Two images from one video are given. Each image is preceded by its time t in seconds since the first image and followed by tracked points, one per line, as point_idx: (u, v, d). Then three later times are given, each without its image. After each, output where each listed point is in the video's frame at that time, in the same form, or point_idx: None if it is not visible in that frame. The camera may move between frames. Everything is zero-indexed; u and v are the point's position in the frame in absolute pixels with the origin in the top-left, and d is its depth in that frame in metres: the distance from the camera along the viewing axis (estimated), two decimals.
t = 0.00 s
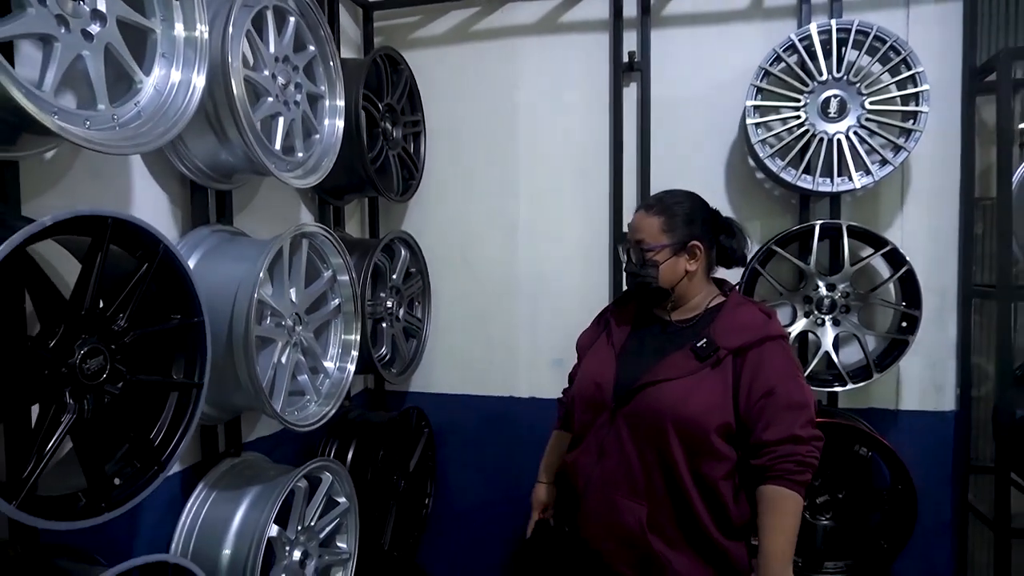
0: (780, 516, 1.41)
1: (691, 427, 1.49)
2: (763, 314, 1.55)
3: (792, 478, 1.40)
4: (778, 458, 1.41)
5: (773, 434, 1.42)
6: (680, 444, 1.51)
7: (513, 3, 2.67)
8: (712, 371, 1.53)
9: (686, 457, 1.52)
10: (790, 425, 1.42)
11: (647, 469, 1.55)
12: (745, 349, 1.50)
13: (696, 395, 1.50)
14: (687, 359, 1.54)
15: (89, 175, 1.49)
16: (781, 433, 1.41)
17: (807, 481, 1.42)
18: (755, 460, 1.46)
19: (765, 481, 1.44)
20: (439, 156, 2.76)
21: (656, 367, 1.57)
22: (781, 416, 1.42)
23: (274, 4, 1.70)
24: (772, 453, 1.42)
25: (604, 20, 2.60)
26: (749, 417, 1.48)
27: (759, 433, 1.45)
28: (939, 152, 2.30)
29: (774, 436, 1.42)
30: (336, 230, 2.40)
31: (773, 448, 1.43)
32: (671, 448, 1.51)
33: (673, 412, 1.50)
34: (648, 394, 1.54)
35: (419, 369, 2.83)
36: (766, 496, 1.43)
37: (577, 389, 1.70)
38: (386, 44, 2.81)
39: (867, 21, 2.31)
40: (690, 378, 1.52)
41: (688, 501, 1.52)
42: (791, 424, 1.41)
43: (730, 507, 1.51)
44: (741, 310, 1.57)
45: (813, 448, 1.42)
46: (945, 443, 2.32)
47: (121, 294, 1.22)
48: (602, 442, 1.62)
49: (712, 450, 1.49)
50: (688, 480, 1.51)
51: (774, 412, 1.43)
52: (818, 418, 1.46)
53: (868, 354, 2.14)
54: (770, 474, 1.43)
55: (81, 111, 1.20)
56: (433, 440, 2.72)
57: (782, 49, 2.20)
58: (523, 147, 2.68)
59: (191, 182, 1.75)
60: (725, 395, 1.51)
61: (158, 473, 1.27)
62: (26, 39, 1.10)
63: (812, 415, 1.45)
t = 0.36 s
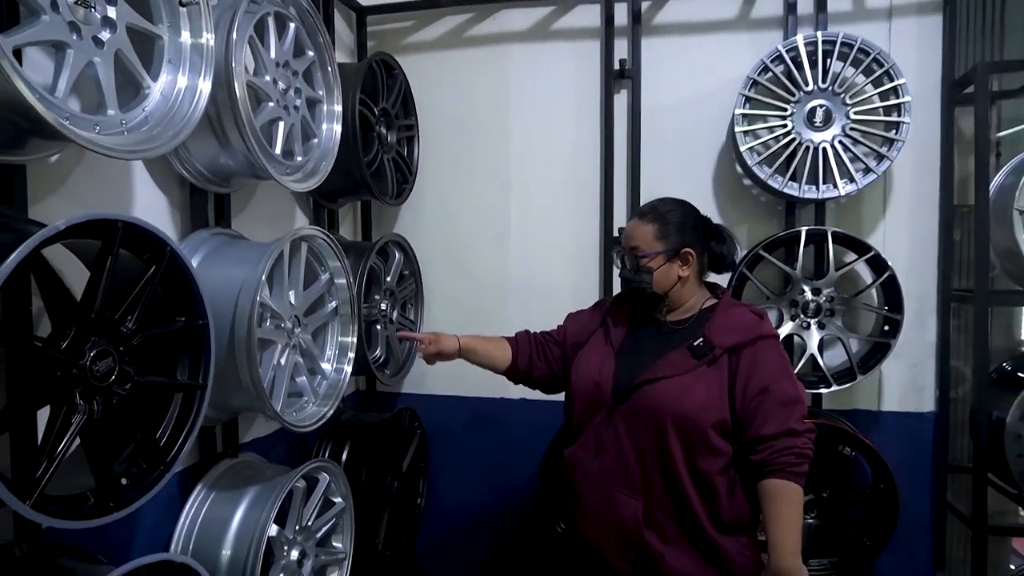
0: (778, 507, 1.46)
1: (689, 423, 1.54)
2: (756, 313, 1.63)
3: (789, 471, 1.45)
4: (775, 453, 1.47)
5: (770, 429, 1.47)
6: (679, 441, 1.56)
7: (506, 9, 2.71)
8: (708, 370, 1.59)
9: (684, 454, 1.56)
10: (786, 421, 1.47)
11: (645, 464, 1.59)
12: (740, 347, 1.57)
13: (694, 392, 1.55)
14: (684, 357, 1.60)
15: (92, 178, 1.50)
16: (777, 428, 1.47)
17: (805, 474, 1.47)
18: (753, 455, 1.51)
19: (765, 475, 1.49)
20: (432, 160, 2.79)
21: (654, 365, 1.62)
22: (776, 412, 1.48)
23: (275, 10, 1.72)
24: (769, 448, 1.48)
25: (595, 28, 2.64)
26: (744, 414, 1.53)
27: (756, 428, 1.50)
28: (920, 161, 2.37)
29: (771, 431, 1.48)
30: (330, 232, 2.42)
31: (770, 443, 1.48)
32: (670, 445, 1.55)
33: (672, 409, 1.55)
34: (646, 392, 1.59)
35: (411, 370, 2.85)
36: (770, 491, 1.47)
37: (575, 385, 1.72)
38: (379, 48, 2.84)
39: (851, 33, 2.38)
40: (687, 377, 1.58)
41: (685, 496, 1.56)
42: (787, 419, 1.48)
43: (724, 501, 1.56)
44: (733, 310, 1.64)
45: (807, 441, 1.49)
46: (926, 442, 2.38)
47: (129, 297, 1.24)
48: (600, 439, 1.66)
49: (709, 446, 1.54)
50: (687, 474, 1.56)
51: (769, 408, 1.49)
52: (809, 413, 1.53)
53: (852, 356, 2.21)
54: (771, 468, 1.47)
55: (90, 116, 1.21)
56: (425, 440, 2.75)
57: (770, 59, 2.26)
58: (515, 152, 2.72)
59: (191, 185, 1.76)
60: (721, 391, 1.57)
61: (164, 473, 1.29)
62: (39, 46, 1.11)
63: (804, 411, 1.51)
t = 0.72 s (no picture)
0: (775, 497, 1.50)
1: (691, 417, 1.57)
2: (755, 312, 1.67)
3: (785, 462, 1.50)
4: (772, 445, 1.51)
5: (767, 422, 1.52)
6: (680, 435, 1.59)
7: (503, 11, 2.73)
8: (708, 365, 1.62)
9: (686, 447, 1.60)
10: (782, 414, 1.52)
11: (647, 458, 1.63)
12: (740, 343, 1.61)
13: (695, 387, 1.59)
14: (686, 353, 1.63)
15: (97, 176, 1.50)
16: (774, 422, 1.52)
17: (796, 466, 1.52)
18: (750, 448, 1.55)
19: (757, 466, 1.54)
20: (429, 159, 2.81)
21: (656, 361, 1.65)
22: (774, 406, 1.53)
23: (279, 10, 1.73)
24: (766, 440, 1.52)
25: (591, 30, 2.67)
26: (743, 408, 1.58)
27: (753, 422, 1.54)
28: (909, 163, 2.43)
29: (768, 424, 1.52)
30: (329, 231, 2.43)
31: (767, 435, 1.52)
32: (672, 439, 1.59)
33: (675, 403, 1.58)
34: (648, 387, 1.62)
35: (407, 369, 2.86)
36: (759, 480, 1.52)
37: (577, 381, 1.75)
38: (375, 48, 2.85)
39: (842, 38, 2.43)
40: (687, 373, 1.61)
41: (686, 489, 1.60)
42: (784, 412, 1.52)
43: (720, 493, 1.60)
44: (732, 309, 1.68)
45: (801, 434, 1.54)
46: (913, 439, 2.44)
47: (140, 295, 1.25)
48: (602, 433, 1.69)
49: (709, 440, 1.58)
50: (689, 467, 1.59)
51: (767, 402, 1.53)
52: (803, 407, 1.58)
53: (843, 355, 2.25)
54: (763, 460, 1.52)
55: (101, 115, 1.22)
56: (422, 438, 2.76)
57: (764, 62, 2.31)
58: (511, 152, 2.74)
59: (195, 183, 1.76)
60: (721, 386, 1.61)
61: (174, 470, 1.30)
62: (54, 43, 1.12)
63: (798, 405, 1.56)
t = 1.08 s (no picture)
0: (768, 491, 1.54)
1: (686, 415, 1.61)
2: (748, 312, 1.71)
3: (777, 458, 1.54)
4: (765, 442, 1.55)
5: (759, 419, 1.55)
6: (676, 432, 1.63)
7: (497, 13, 2.75)
8: (703, 365, 1.66)
9: (681, 444, 1.63)
10: (774, 411, 1.56)
11: (644, 454, 1.66)
12: (732, 344, 1.64)
13: (691, 387, 1.62)
14: (680, 353, 1.67)
15: (102, 177, 1.50)
16: (767, 419, 1.55)
17: (789, 461, 1.57)
18: (743, 444, 1.59)
19: (754, 464, 1.58)
20: (424, 160, 2.82)
21: (650, 361, 1.69)
22: (766, 404, 1.56)
23: (281, 12, 1.75)
24: (759, 438, 1.56)
25: (585, 33, 2.70)
26: (737, 406, 1.61)
27: (747, 419, 1.58)
28: (895, 166, 2.49)
29: (761, 421, 1.55)
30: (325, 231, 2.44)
31: (761, 432, 1.56)
32: (669, 437, 1.62)
33: (670, 403, 1.61)
34: (644, 386, 1.66)
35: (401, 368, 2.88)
36: (757, 477, 1.57)
37: (575, 381, 1.79)
38: (370, 49, 2.86)
39: (832, 43, 2.48)
40: (681, 372, 1.64)
41: (682, 484, 1.63)
42: (776, 410, 1.56)
43: (719, 488, 1.64)
44: (724, 309, 1.72)
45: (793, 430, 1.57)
46: (899, 435, 2.50)
47: (151, 296, 1.26)
48: (600, 431, 1.73)
49: (703, 436, 1.61)
50: (685, 464, 1.63)
51: (759, 400, 1.56)
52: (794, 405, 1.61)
53: (832, 353, 2.31)
54: (759, 457, 1.56)
55: (113, 117, 1.23)
56: (416, 437, 2.78)
57: (756, 67, 2.35)
58: (506, 154, 2.76)
59: (195, 184, 1.77)
60: (715, 386, 1.64)
61: (184, 470, 1.30)
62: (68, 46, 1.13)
63: (790, 402, 1.59)
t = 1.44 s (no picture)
0: (762, 491, 1.60)
1: (684, 420, 1.65)
2: (742, 316, 1.75)
3: (770, 459, 1.60)
4: (758, 443, 1.61)
5: (753, 421, 1.61)
6: (674, 435, 1.67)
7: (491, 18, 2.78)
8: (700, 369, 1.70)
9: (679, 446, 1.68)
10: (768, 413, 1.61)
11: (642, 457, 1.70)
12: (728, 348, 1.68)
13: (688, 390, 1.66)
14: (677, 359, 1.71)
15: (105, 180, 1.51)
16: (761, 421, 1.61)
17: (781, 462, 1.62)
18: (737, 446, 1.65)
19: (747, 464, 1.63)
20: (417, 163, 2.85)
21: (649, 367, 1.72)
22: (760, 407, 1.62)
23: (282, 17, 1.77)
24: (752, 439, 1.62)
25: (577, 39, 2.75)
26: (732, 408, 1.67)
27: (741, 421, 1.64)
28: (878, 172, 2.56)
29: (756, 423, 1.61)
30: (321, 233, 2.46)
31: (754, 434, 1.62)
32: (667, 440, 1.66)
33: (668, 406, 1.66)
34: (643, 391, 1.69)
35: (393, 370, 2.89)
36: (750, 476, 1.62)
37: (574, 386, 1.84)
38: (363, 53, 2.88)
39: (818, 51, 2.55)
40: (679, 377, 1.69)
41: (680, 485, 1.68)
42: (769, 413, 1.61)
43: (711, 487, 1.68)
44: (721, 313, 1.75)
45: (786, 432, 1.63)
46: (882, 434, 2.57)
47: (159, 298, 1.28)
48: (599, 434, 1.76)
49: (701, 438, 1.66)
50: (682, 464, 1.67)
51: (754, 403, 1.62)
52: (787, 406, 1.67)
53: (819, 355, 2.37)
54: (752, 457, 1.62)
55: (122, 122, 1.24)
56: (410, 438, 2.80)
57: (745, 74, 2.41)
58: (499, 157, 2.80)
59: (195, 186, 1.78)
60: (711, 389, 1.69)
61: (190, 469, 1.33)
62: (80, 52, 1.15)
63: (783, 404, 1.65)
